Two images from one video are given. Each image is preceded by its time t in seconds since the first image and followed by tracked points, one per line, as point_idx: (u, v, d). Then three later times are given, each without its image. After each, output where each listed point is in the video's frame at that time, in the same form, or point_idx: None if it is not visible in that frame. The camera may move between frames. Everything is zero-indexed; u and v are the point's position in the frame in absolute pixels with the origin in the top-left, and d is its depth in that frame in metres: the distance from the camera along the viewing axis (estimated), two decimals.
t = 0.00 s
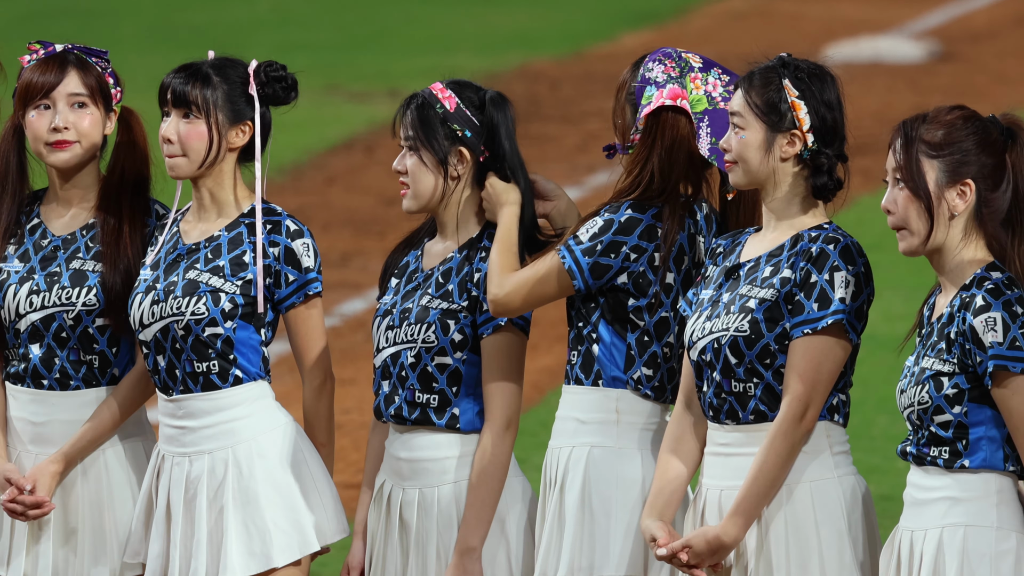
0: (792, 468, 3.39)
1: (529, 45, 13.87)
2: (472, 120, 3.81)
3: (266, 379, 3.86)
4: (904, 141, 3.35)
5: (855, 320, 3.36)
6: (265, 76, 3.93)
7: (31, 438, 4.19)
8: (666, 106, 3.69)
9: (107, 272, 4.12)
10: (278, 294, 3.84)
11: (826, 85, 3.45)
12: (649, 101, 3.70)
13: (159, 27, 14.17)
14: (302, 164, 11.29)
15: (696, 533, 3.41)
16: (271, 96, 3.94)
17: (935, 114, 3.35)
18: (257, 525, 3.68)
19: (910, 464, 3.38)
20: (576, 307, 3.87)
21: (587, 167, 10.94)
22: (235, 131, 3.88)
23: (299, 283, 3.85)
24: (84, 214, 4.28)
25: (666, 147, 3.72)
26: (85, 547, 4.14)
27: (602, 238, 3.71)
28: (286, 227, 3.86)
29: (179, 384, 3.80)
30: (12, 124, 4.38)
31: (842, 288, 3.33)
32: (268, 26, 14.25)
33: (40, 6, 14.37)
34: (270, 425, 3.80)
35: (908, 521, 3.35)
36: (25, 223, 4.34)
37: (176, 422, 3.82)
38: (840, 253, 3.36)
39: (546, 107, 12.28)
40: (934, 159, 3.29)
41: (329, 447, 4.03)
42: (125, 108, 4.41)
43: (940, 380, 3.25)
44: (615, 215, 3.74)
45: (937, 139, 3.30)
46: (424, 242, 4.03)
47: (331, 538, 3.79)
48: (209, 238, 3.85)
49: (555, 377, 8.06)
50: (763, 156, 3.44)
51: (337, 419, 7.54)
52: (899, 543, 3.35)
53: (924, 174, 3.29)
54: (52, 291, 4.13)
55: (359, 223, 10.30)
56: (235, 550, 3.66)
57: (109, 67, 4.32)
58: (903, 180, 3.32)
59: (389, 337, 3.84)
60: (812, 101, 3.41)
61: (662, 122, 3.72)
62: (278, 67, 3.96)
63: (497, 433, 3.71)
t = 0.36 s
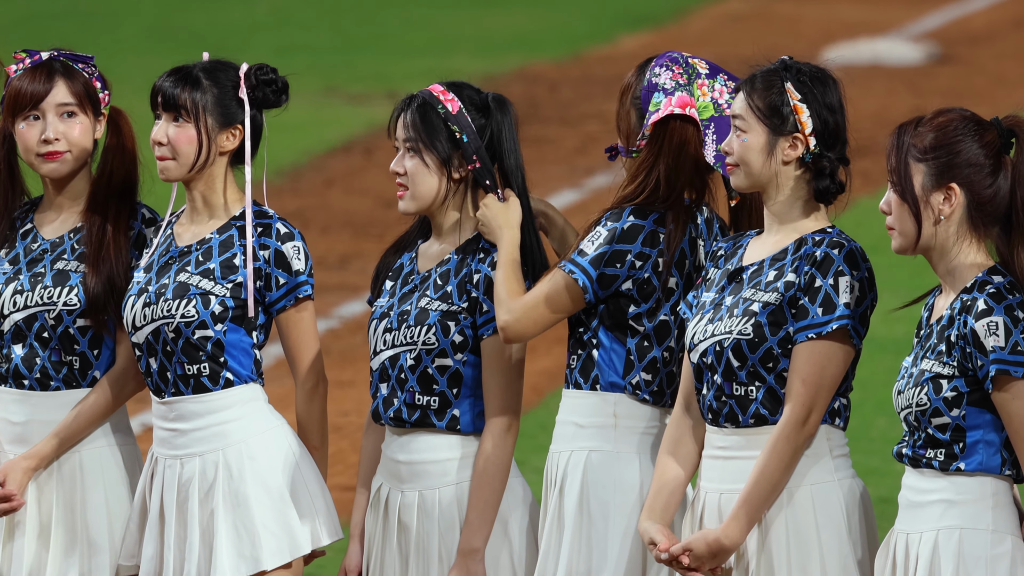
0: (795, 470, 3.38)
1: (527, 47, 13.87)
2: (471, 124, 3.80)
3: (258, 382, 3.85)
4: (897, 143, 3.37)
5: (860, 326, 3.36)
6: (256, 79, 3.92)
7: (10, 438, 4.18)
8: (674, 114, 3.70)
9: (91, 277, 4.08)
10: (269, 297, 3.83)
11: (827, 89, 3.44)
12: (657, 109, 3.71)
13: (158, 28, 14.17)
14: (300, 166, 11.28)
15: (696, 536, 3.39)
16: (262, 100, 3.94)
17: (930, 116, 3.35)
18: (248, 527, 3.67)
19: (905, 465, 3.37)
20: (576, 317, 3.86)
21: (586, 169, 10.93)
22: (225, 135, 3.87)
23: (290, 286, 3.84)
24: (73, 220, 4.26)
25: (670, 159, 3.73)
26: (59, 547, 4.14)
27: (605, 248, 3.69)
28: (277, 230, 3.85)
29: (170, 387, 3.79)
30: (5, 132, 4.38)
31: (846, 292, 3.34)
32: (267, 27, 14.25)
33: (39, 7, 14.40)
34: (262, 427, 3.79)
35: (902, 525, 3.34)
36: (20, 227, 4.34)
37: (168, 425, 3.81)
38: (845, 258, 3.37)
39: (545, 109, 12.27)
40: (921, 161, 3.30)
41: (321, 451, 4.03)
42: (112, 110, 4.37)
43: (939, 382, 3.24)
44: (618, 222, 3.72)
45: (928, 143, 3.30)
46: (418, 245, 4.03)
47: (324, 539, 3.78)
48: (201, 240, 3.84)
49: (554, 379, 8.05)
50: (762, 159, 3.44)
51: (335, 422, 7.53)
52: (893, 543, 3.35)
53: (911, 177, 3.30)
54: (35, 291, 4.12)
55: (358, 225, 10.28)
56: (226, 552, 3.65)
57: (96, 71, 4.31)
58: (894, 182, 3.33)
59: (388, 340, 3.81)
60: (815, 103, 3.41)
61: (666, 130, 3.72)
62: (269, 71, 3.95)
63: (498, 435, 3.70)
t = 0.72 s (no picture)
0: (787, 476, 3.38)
1: (528, 50, 13.87)
2: (477, 127, 3.81)
3: (260, 386, 3.85)
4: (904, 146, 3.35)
5: (849, 329, 3.33)
6: (239, 82, 3.92)
7: (2, 441, 4.18)
8: (676, 124, 3.68)
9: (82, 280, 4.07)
10: (272, 300, 3.83)
11: (824, 91, 3.44)
12: (656, 119, 3.68)
13: (157, 31, 14.17)
14: (301, 168, 11.29)
15: (688, 542, 3.41)
16: (248, 101, 3.94)
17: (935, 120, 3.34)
18: (248, 530, 3.67)
19: (910, 468, 3.34)
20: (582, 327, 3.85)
21: (587, 172, 10.93)
22: (219, 141, 3.87)
23: (293, 289, 3.84)
24: (63, 224, 4.24)
25: (674, 169, 3.69)
26: (46, 551, 4.12)
27: (614, 264, 3.67)
28: (281, 233, 3.85)
29: (173, 389, 3.79)
30: None
31: (836, 298, 3.32)
32: (267, 30, 14.26)
33: (38, 10, 14.40)
34: (263, 430, 3.79)
35: (910, 529, 3.31)
36: (13, 230, 4.33)
37: (170, 426, 3.81)
38: (835, 262, 3.35)
39: (545, 112, 12.28)
40: (931, 164, 3.29)
41: (322, 455, 4.04)
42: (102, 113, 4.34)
43: (958, 384, 3.20)
44: (624, 235, 3.70)
45: (936, 145, 3.29)
46: (418, 246, 4.02)
47: (323, 544, 3.78)
48: (205, 243, 3.84)
49: (555, 382, 8.04)
50: (756, 164, 3.44)
51: (336, 425, 7.53)
52: (896, 547, 3.32)
53: (920, 180, 3.28)
54: (26, 295, 4.11)
55: (358, 227, 10.28)
56: (226, 555, 3.65)
57: (86, 74, 4.28)
58: (903, 186, 3.31)
59: (389, 342, 3.81)
60: (808, 106, 3.40)
61: (673, 143, 3.68)
62: (250, 70, 3.94)
63: (502, 440, 3.70)
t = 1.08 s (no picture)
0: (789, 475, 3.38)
1: (530, 52, 13.87)
2: (480, 130, 3.82)
3: (263, 388, 3.86)
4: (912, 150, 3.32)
5: (848, 330, 3.32)
6: (259, 84, 3.93)
7: (12, 446, 4.18)
8: (676, 128, 3.70)
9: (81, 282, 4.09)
10: (273, 300, 3.84)
11: (823, 93, 3.43)
12: (655, 124, 3.68)
13: (160, 33, 14.19)
14: (304, 170, 11.30)
15: (688, 545, 3.41)
16: (264, 104, 3.94)
17: (941, 124, 3.32)
18: (262, 532, 3.69)
19: (921, 471, 3.27)
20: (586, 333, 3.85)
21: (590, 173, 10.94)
22: (230, 140, 3.88)
23: (295, 289, 3.85)
24: (55, 225, 4.24)
25: (673, 172, 3.70)
26: (67, 556, 4.13)
27: (621, 267, 3.64)
28: (281, 234, 3.85)
29: (178, 394, 3.78)
30: None
31: (835, 301, 3.32)
32: (269, 32, 14.27)
33: (41, 12, 14.41)
34: (269, 432, 3.80)
35: (924, 532, 3.25)
36: (6, 233, 4.33)
37: (174, 432, 3.80)
38: (834, 264, 3.35)
39: (548, 114, 12.28)
40: (944, 168, 3.26)
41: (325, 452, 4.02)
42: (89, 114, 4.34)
43: (982, 388, 3.18)
44: (625, 240, 3.67)
45: (948, 149, 3.27)
46: (416, 249, 3.99)
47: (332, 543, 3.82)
48: (203, 247, 3.83)
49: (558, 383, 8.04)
50: (757, 167, 3.43)
51: (338, 426, 7.53)
52: (908, 552, 3.26)
53: (935, 184, 3.25)
54: (28, 302, 4.11)
55: (361, 229, 10.28)
56: (241, 558, 3.67)
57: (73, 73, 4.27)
58: (914, 190, 3.28)
59: (397, 345, 3.81)
60: (808, 109, 3.40)
61: (670, 143, 3.70)
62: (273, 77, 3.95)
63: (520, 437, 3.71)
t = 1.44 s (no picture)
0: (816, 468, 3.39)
1: (557, 45, 13.88)
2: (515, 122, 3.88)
3: (286, 381, 3.90)
4: (938, 140, 3.30)
5: (873, 323, 3.33)
6: (281, 83, 3.97)
7: (33, 438, 4.25)
8: (685, 115, 3.70)
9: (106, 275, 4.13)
10: (299, 295, 3.88)
11: (845, 87, 3.43)
12: (665, 112, 3.69)
13: (188, 26, 14.29)
14: (332, 163, 11.37)
15: (716, 538, 3.43)
16: (285, 103, 3.99)
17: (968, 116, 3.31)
18: (280, 526, 3.72)
19: (943, 465, 3.28)
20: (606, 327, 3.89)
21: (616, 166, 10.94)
22: (247, 137, 3.91)
23: (321, 284, 3.89)
24: (82, 219, 4.29)
25: (685, 156, 3.71)
26: (83, 548, 4.19)
27: (630, 268, 3.66)
28: (308, 228, 3.90)
29: (201, 385, 3.83)
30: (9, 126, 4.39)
31: (860, 292, 3.33)
32: (297, 25, 14.34)
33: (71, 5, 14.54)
34: (291, 427, 3.84)
35: (947, 525, 3.26)
36: (31, 226, 4.38)
37: (197, 423, 3.85)
38: (859, 257, 3.36)
39: (574, 107, 12.30)
40: (969, 160, 3.26)
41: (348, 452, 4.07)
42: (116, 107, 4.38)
43: (1001, 381, 3.17)
44: (638, 239, 3.70)
45: (974, 141, 3.27)
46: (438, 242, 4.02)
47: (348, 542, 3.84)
48: (231, 240, 3.88)
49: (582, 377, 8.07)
50: (778, 160, 3.44)
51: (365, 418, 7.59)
52: (931, 545, 3.27)
53: (959, 176, 3.25)
54: (52, 293, 4.17)
55: (387, 222, 10.33)
56: (258, 551, 3.69)
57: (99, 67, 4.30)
58: (938, 181, 3.28)
59: (435, 339, 3.84)
60: (831, 102, 3.40)
61: (680, 131, 3.71)
62: (293, 74, 4.00)
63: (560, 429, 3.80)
